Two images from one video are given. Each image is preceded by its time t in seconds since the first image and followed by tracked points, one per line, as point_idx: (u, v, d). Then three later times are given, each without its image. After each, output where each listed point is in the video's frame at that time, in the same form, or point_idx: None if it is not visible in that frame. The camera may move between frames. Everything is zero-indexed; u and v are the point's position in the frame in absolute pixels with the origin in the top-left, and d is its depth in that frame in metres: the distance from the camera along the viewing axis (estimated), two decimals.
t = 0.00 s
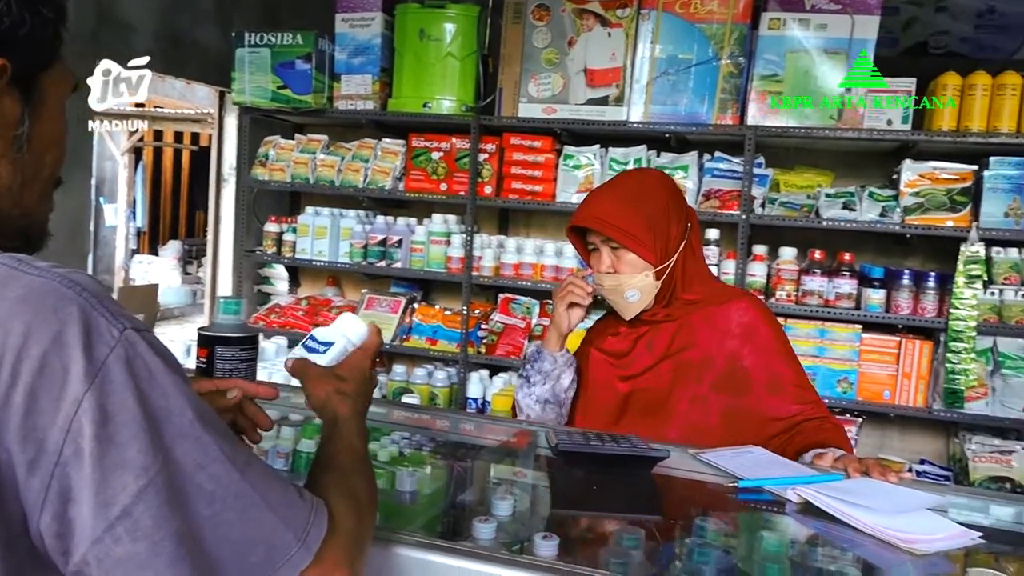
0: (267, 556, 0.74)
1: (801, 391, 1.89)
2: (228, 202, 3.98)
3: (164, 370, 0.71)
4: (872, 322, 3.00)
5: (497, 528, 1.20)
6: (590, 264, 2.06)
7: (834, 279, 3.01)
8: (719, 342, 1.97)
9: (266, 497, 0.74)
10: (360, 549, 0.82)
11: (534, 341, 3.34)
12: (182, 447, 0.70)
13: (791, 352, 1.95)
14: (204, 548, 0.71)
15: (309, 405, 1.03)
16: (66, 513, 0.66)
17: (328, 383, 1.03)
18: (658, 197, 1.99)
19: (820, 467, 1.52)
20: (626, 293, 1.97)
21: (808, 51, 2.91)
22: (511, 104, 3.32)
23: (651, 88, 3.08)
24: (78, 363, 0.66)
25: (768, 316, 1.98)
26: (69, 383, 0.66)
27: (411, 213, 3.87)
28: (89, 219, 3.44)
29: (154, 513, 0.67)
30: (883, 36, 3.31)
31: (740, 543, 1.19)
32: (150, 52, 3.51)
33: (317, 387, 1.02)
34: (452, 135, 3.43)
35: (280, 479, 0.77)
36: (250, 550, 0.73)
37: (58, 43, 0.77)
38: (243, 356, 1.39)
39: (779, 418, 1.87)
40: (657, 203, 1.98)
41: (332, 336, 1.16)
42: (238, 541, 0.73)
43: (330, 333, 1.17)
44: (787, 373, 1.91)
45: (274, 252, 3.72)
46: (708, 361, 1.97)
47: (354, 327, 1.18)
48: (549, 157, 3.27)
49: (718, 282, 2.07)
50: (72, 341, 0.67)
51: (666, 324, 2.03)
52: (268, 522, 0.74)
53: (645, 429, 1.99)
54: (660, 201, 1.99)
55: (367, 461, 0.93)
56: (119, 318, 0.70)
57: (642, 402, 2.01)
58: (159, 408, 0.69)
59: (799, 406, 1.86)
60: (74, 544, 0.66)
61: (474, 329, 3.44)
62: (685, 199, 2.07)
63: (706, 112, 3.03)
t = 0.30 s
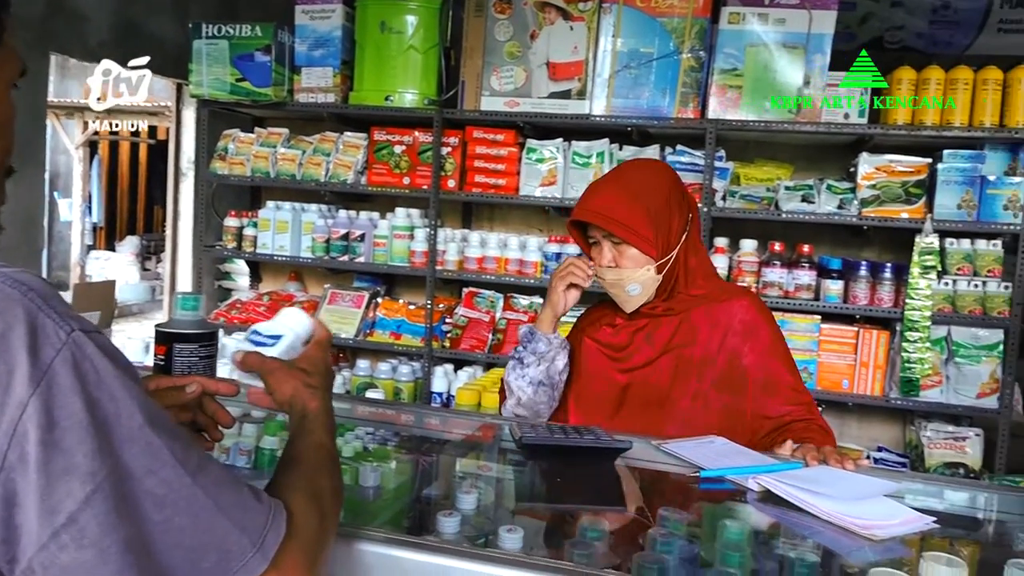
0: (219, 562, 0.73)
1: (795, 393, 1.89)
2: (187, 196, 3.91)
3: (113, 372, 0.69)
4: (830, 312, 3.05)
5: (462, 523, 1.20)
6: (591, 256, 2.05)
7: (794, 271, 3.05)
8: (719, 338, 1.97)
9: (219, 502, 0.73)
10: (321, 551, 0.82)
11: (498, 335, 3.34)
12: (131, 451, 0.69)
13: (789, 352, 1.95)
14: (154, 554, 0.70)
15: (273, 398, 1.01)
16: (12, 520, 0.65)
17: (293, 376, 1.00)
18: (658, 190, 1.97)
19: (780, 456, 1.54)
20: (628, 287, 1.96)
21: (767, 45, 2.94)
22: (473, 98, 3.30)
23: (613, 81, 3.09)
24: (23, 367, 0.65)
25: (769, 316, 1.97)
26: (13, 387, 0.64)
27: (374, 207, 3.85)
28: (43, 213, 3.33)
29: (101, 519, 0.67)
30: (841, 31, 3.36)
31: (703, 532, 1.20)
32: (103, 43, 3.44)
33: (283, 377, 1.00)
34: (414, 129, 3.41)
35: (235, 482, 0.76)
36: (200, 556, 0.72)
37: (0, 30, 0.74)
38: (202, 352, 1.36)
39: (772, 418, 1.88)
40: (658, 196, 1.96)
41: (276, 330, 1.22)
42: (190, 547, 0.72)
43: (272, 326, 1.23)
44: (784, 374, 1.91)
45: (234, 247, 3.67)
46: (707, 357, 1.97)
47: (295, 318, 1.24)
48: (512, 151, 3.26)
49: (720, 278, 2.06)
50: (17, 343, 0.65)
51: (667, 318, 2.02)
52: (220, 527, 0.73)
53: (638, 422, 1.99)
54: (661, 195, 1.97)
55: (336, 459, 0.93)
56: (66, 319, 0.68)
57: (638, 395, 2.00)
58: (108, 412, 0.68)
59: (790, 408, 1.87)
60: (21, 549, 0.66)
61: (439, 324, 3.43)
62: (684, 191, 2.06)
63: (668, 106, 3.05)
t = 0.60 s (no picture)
0: (182, 565, 0.73)
1: (780, 392, 1.90)
2: (153, 193, 3.85)
3: (71, 376, 0.69)
4: (797, 307, 3.09)
5: (433, 520, 1.19)
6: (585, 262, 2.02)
7: (761, 266, 3.08)
8: (710, 337, 1.96)
9: (181, 505, 0.72)
10: (286, 552, 0.81)
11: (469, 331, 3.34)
12: (90, 456, 0.68)
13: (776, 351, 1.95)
14: (117, 559, 0.70)
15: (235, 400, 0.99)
16: None
17: (253, 374, 0.99)
18: (651, 192, 1.95)
19: (748, 449, 1.55)
20: (626, 291, 1.93)
21: (734, 42, 2.96)
22: (443, 94, 3.30)
23: (582, 78, 3.10)
24: None
25: (758, 315, 1.97)
26: None
27: (343, 203, 3.82)
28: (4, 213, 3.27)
29: (61, 527, 0.66)
30: (807, 29, 3.40)
31: (673, 525, 1.21)
32: (66, 39, 3.40)
33: (246, 377, 0.98)
34: (383, 125, 3.39)
35: (200, 483, 0.75)
36: (164, 560, 0.72)
37: None
38: (168, 352, 1.35)
39: (758, 417, 1.88)
40: (651, 198, 1.94)
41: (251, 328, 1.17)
42: (152, 551, 0.72)
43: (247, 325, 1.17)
44: (771, 373, 1.91)
45: (201, 245, 3.63)
46: (698, 357, 1.96)
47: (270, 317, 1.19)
48: (482, 147, 3.26)
49: (710, 277, 2.05)
50: None
51: (659, 318, 1.99)
52: (185, 532, 0.72)
53: (626, 421, 1.97)
54: (654, 196, 1.95)
55: (297, 456, 0.91)
56: (21, 323, 0.68)
57: (629, 395, 1.98)
58: (65, 417, 0.68)
59: (775, 407, 1.88)
60: None
61: (409, 321, 3.42)
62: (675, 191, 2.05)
63: (636, 102, 3.07)
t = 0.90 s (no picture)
0: (152, 565, 0.72)
1: (766, 388, 1.89)
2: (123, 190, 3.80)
3: (37, 376, 0.69)
4: (771, 301, 3.12)
5: (409, 516, 1.19)
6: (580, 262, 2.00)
7: (735, 261, 3.11)
8: (700, 334, 1.94)
9: (150, 504, 0.72)
10: (256, 553, 0.80)
11: (445, 327, 3.33)
12: (57, 456, 0.68)
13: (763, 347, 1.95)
14: (84, 559, 0.70)
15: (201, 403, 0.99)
16: None
17: (216, 376, 0.99)
18: (646, 193, 1.94)
19: (722, 442, 1.56)
20: (625, 291, 1.95)
21: (707, 38, 2.97)
22: (417, 89, 3.28)
23: (557, 73, 3.10)
24: None
25: (746, 312, 1.96)
26: None
27: (317, 199, 3.80)
28: None
29: (26, 528, 0.66)
30: (779, 25, 3.42)
31: (648, 519, 1.22)
32: (34, 31, 3.24)
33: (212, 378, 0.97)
34: (357, 121, 3.37)
35: (169, 483, 0.75)
36: (133, 561, 0.71)
37: None
38: (139, 350, 1.33)
39: (744, 412, 1.87)
40: (646, 198, 1.92)
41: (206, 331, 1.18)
42: (121, 551, 0.71)
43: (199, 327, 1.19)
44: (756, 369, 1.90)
45: (173, 242, 3.58)
46: (686, 353, 1.95)
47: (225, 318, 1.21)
48: (457, 143, 3.26)
49: (698, 274, 2.04)
50: None
51: (648, 315, 1.99)
52: (153, 531, 0.72)
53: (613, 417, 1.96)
54: (648, 197, 1.93)
55: (265, 453, 0.91)
56: None
57: (618, 392, 1.96)
58: (31, 417, 0.67)
59: (760, 402, 1.87)
60: None
61: (385, 318, 3.42)
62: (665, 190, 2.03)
63: (611, 98, 3.08)
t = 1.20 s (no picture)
0: (134, 566, 0.71)
1: (756, 382, 1.88)
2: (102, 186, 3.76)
3: (16, 376, 0.68)
4: (752, 297, 3.14)
5: (392, 513, 1.19)
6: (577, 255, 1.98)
7: (717, 257, 3.13)
8: (691, 329, 1.94)
9: (133, 504, 0.71)
10: (238, 551, 0.79)
11: (428, 324, 3.32)
12: (36, 456, 0.67)
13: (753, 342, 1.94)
14: (64, 560, 0.69)
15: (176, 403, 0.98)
16: None
17: (192, 375, 0.98)
18: (646, 187, 1.94)
19: (703, 437, 1.57)
20: (625, 285, 1.94)
21: (688, 35, 2.98)
22: (398, 85, 3.27)
23: (539, 69, 3.10)
24: None
25: (737, 307, 1.97)
26: None
27: (298, 196, 3.78)
28: None
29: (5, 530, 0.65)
30: (760, 22, 3.44)
31: (631, 513, 1.22)
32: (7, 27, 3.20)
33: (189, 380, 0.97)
34: (338, 117, 3.35)
35: (151, 483, 0.74)
36: (114, 561, 0.71)
37: None
38: (117, 348, 1.31)
39: (735, 405, 1.86)
40: (645, 190, 1.92)
41: (171, 330, 1.15)
42: (103, 552, 0.70)
43: (162, 328, 1.16)
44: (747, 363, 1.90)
45: (153, 239, 3.55)
46: (676, 348, 1.94)
47: (188, 317, 1.18)
48: (438, 139, 3.24)
49: (688, 270, 2.04)
50: None
51: (639, 311, 1.99)
52: (135, 531, 0.71)
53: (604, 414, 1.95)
54: (647, 190, 1.93)
55: (243, 450, 0.91)
56: None
57: (610, 388, 1.94)
58: (10, 417, 0.67)
59: (750, 395, 1.86)
60: None
61: (367, 314, 3.40)
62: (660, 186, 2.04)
63: (593, 94, 3.08)
